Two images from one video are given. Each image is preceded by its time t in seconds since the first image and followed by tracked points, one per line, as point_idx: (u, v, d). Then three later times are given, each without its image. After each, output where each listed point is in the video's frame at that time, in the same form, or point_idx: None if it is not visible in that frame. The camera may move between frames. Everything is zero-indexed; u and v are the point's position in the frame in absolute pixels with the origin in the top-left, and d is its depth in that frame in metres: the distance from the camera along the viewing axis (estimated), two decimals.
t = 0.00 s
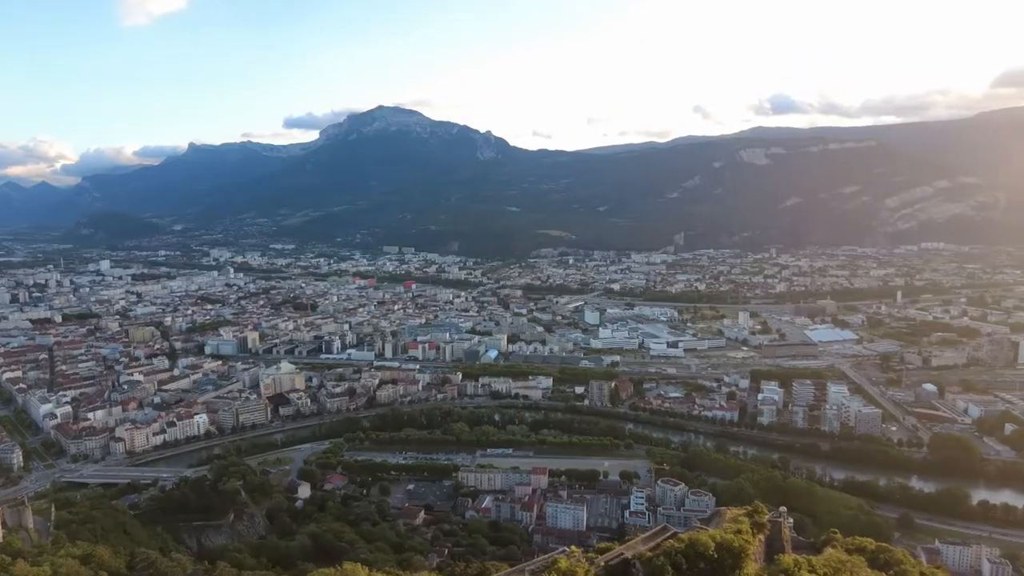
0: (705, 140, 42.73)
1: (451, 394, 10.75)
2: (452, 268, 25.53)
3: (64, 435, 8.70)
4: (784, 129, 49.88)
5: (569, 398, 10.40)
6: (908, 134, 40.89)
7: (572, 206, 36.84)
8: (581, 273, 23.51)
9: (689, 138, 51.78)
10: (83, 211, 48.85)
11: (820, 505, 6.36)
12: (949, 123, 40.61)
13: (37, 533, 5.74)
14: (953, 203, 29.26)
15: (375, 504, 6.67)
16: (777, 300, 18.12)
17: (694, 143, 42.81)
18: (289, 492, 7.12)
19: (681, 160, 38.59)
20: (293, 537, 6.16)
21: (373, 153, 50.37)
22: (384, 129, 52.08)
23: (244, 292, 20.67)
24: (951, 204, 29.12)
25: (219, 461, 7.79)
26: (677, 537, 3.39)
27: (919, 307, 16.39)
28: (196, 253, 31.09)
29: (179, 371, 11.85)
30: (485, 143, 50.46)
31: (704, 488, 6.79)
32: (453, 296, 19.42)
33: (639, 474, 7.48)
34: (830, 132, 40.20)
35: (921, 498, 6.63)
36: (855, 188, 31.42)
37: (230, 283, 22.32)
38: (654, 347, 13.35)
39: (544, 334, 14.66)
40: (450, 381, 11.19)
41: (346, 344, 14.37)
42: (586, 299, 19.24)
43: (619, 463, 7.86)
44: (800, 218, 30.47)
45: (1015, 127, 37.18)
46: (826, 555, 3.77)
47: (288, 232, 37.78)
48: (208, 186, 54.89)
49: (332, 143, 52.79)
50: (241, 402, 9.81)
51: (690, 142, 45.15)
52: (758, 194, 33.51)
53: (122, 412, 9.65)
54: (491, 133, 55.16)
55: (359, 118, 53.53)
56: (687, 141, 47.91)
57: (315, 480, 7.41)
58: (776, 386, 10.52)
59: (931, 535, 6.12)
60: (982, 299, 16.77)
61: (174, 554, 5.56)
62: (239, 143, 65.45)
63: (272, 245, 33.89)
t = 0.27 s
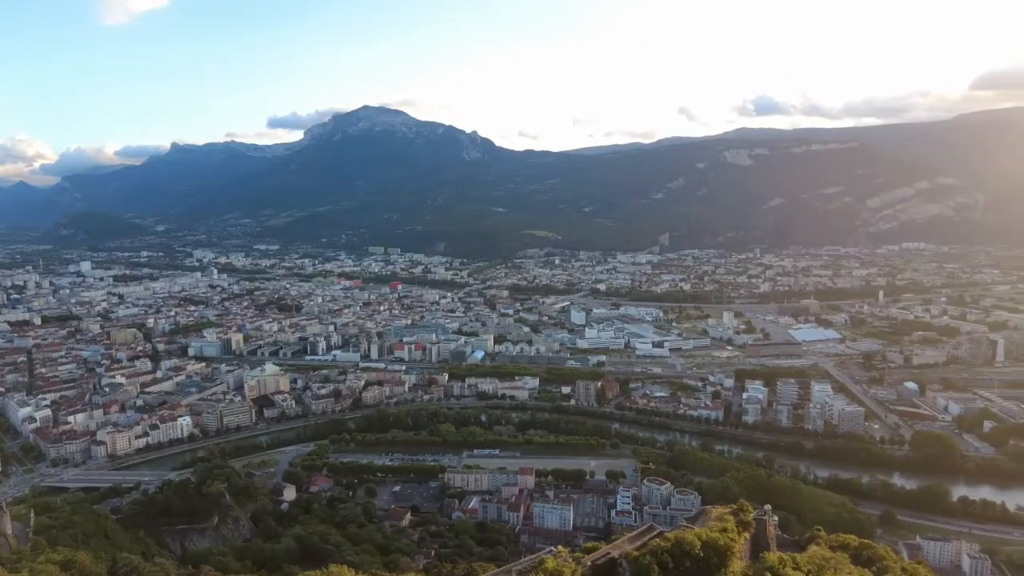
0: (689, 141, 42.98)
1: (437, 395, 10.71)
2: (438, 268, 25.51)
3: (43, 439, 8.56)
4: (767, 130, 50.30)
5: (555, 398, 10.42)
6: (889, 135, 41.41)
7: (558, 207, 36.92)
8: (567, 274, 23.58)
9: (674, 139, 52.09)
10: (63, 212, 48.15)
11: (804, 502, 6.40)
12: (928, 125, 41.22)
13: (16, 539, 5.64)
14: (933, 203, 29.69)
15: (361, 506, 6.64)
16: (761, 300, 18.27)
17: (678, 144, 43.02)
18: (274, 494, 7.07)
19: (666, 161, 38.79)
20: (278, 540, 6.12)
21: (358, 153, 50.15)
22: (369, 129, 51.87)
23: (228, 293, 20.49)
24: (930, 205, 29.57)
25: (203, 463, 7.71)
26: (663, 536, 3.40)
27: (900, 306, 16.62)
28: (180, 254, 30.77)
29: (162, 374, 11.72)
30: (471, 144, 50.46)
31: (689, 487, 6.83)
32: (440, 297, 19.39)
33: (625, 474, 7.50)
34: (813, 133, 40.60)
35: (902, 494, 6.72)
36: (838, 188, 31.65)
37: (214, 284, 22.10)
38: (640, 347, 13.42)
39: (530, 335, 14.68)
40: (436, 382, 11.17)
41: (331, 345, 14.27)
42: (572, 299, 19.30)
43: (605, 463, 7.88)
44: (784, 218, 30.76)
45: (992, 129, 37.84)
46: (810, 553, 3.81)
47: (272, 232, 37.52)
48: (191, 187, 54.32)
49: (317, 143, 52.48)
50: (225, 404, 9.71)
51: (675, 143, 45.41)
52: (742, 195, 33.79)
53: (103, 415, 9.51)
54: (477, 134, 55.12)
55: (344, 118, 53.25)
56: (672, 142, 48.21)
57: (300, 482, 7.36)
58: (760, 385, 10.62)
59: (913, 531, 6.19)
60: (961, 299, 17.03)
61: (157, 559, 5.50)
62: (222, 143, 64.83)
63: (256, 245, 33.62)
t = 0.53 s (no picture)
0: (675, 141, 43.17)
1: (425, 396, 10.68)
2: (425, 269, 25.46)
3: (24, 443, 8.45)
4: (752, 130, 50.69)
5: (543, 398, 10.43)
6: (872, 135, 41.85)
7: (545, 207, 36.97)
8: (554, 274, 23.62)
9: (660, 140, 52.36)
10: (44, 212, 47.49)
11: (790, 499, 6.46)
12: (910, 126, 41.70)
13: None
14: (916, 203, 30.04)
15: (348, 508, 6.61)
16: (747, 299, 18.41)
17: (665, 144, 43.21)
18: (260, 497, 7.03)
19: (652, 161, 38.96)
20: (265, 543, 6.08)
21: (344, 153, 49.91)
22: (355, 129, 51.63)
23: (213, 294, 20.31)
24: (913, 204, 29.93)
25: (188, 467, 7.64)
26: (651, 535, 3.42)
27: (883, 304, 16.81)
28: (163, 255, 30.45)
29: (145, 376, 11.60)
30: (458, 144, 50.42)
31: (677, 485, 6.87)
32: (427, 297, 19.35)
33: (613, 473, 7.53)
34: (797, 133, 40.94)
35: (886, 490, 6.80)
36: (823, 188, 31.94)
37: (198, 286, 21.90)
38: (627, 346, 13.47)
39: (518, 335, 14.69)
40: (424, 383, 11.14)
41: (318, 346, 14.19)
42: (560, 299, 19.33)
43: (593, 462, 7.90)
44: (768, 218, 31.01)
45: (973, 129, 38.34)
46: (796, 550, 3.84)
47: (257, 232, 37.25)
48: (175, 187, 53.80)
49: (302, 143, 52.16)
50: (211, 406, 9.64)
51: (661, 143, 45.64)
52: (727, 194, 34.03)
53: (86, 418, 9.39)
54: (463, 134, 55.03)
55: (329, 118, 52.96)
56: (658, 143, 48.46)
57: (287, 485, 7.31)
58: (746, 383, 10.70)
59: (896, 527, 6.27)
60: (943, 297, 17.25)
61: (141, 564, 5.44)
62: (206, 143, 64.24)
63: (241, 246, 33.35)
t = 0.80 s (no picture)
0: (661, 142, 43.37)
1: (412, 397, 10.64)
2: (412, 269, 25.38)
3: (4, 448, 8.34)
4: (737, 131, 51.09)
5: (531, 398, 10.44)
6: (854, 135, 42.31)
7: (532, 207, 37.00)
8: (541, 273, 23.66)
9: (646, 141, 52.59)
10: (25, 213, 46.78)
11: (776, 497, 6.51)
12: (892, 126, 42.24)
13: None
14: (898, 203, 30.41)
15: (335, 510, 6.57)
16: (732, 298, 18.55)
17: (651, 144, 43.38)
18: (246, 500, 6.97)
19: (638, 161, 39.13)
20: (251, 546, 6.03)
21: (330, 153, 49.64)
22: (341, 129, 51.39)
23: (197, 296, 20.13)
24: (895, 204, 30.29)
25: (172, 470, 7.57)
26: (638, 533, 3.42)
27: (867, 303, 17.00)
28: (147, 256, 30.11)
29: (130, 378, 11.48)
30: (445, 144, 50.39)
31: (664, 483, 6.91)
32: (414, 298, 19.30)
33: (600, 472, 7.56)
34: (781, 134, 41.30)
35: (869, 487, 6.88)
36: (806, 188, 32.23)
37: (183, 287, 21.67)
38: (614, 345, 13.52)
39: (505, 335, 14.69)
40: (411, 384, 11.10)
41: (303, 347, 14.10)
42: (547, 299, 19.35)
43: (581, 461, 7.93)
44: (754, 218, 31.24)
45: (953, 130, 38.90)
46: (782, 547, 3.87)
47: (242, 233, 36.97)
48: (159, 187, 53.23)
49: (288, 143, 51.82)
50: (195, 408, 9.54)
51: (647, 144, 45.83)
52: (712, 195, 34.24)
53: (68, 421, 9.27)
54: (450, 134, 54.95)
55: (315, 118, 52.66)
56: (644, 143, 48.66)
57: (273, 486, 7.26)
58: (732, 381, 10.76)
59: (879, 523, 6.35)
60: (925, 296, 17.47)
61: (125, 569, 5.38)
62: (190, 143, 63.61)
63: (225, 247, 33.07)
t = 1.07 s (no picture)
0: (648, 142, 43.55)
1: (400, 397, 10.62)
2: (399, 269, 25.28)
3: None
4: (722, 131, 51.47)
5: (519, 398, 10.44)
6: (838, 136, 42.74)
7: (519, 207, 37.02)
8: (529, 273, 23.67)
9: (633, 142, 52.79)
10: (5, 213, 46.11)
11: (762, 495, 6.55)
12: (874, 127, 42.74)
13: None
14: (882, 202, 30.72)
15: (322, 512, 6.53)
16: (719, 297, 18.65)
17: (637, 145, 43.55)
18: (233, 502, 6.91)
19: (625, 161, 39.26)
20: (238, 549, 5.98)
21: (316, 153, 49.38)
22: (327, 128, 51.12)
23: (182, 297, 19.93)
24: (879, 204, 30.60)
25: (157, 473, 7.49)
26: (626, 533, 3.43)
27: (851, 302, 17.16)
28: (131, 257, 29.77)
29: (113, 381, 11.34)
30: (432, 144, 50.42)
31: (652, 482, 6.94)
32: (401, 298, 19.23)
33: (588, 471, 7.57)
34: (766, 134, 41.63)
35: (854, 484, 6.94)
36: (792, 188, 32.49)
37: (167, 289, 21.45)
38: (601, 344, 13.55)
39: (493, 335, 14.68)
40: (399, 385, 11.06)
41: (290, 349, 14.01)
42: (534, 299, 19.37)
43: (569, 460, 7.94)
44: (740, 218, 31.44)
45: (935, 130, 39.41)
46: (768, 544, 3.90)
47: (227, 233, 36.69)
48: (143, 188, 52.66)
49: (274, 143, 51.47)
50: (181, 411, 9.45)
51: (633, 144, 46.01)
52: (699, 194, 34.43)
53: (51, 425, 9.14)
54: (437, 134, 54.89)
55: (301, 117, 52.34)
56: (631, 144, 48.85)
57: (260, 489, 7.21)
58: (719, 380, 10.82)
59: (864, 519, 6.41)
60: (908, 294, 17.66)
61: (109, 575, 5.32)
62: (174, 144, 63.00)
63: (211, 248, 32.80)
